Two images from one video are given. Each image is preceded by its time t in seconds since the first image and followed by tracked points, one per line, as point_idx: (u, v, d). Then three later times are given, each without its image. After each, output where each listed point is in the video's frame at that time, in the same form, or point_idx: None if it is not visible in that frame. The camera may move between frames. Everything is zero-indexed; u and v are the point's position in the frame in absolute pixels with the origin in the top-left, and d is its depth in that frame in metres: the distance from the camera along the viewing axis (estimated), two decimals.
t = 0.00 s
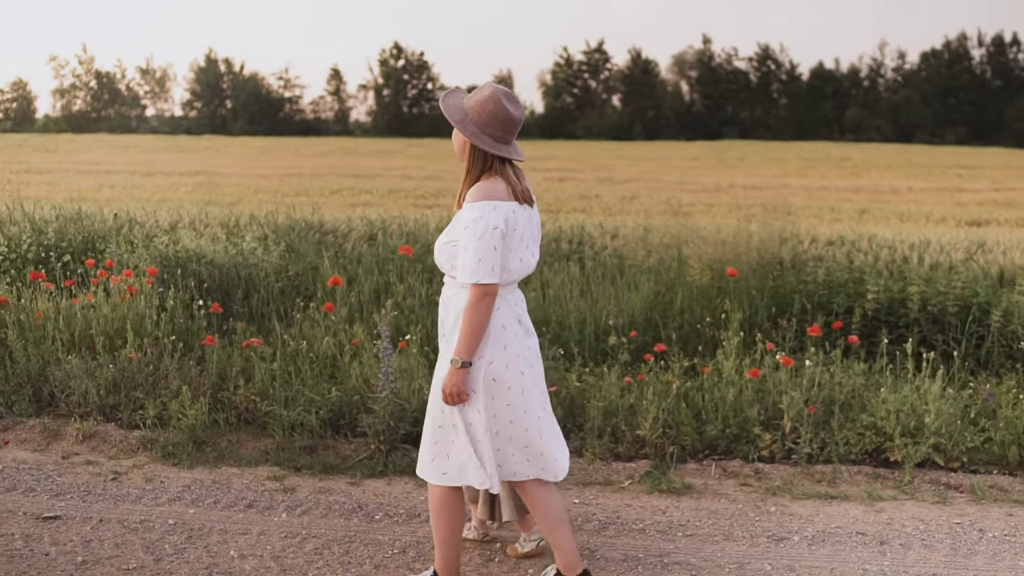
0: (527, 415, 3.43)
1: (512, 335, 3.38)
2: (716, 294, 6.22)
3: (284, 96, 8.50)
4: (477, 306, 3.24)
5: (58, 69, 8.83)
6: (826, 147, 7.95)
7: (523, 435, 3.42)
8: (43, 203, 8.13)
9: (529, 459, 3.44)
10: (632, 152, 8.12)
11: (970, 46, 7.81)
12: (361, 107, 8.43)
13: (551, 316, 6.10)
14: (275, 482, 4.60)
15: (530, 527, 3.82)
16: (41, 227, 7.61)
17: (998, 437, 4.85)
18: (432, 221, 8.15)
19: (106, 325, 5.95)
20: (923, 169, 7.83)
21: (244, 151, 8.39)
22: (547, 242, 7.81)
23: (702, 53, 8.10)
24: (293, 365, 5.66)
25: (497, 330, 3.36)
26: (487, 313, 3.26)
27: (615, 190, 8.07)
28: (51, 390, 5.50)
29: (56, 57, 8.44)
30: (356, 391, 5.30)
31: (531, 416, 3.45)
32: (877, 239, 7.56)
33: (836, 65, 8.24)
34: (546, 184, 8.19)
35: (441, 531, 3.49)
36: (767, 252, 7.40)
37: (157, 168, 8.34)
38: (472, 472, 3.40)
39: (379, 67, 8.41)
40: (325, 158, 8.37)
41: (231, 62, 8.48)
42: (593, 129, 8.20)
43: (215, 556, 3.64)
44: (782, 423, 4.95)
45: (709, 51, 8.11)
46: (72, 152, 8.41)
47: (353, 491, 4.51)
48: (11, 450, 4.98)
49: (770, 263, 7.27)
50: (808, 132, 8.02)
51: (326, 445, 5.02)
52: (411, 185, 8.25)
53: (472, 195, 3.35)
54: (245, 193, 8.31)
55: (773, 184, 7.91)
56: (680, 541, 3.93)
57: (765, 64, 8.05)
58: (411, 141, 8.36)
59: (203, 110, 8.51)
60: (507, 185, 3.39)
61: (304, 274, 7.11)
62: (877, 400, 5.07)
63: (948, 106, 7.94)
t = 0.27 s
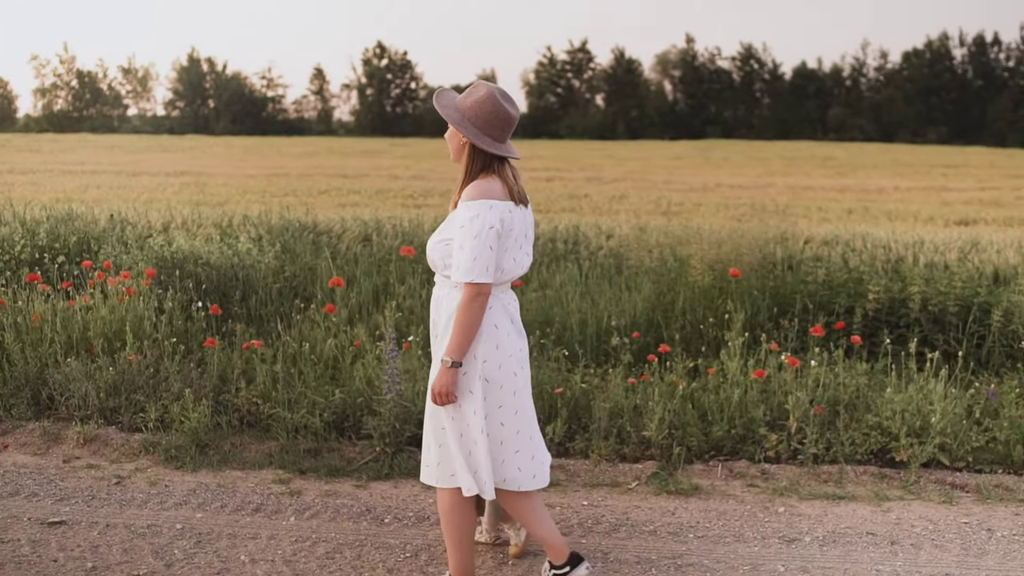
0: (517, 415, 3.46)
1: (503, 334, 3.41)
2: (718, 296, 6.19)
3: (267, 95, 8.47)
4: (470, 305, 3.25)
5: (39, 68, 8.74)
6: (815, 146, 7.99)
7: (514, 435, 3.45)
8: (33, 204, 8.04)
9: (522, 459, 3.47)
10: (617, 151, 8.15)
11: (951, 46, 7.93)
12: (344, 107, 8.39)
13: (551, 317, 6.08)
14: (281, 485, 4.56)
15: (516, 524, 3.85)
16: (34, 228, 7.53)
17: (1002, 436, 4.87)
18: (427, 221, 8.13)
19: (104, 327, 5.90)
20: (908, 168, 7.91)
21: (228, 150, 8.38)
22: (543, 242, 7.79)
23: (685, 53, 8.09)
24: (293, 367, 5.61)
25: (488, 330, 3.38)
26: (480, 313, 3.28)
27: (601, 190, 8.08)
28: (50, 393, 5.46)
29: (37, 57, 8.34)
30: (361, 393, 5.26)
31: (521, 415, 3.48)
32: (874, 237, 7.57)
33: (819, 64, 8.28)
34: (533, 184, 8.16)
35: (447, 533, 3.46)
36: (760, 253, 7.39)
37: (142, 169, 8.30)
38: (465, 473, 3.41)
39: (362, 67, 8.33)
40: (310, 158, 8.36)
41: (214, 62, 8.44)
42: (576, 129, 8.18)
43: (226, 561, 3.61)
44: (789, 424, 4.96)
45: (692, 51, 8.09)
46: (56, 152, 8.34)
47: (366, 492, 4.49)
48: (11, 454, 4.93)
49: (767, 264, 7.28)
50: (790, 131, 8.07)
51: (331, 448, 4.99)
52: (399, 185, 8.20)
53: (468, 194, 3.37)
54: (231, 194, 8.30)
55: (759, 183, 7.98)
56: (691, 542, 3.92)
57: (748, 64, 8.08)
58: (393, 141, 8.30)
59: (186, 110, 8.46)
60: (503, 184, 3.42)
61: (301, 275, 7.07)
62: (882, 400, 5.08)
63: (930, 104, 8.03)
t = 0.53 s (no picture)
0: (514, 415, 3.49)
1: (501, 334, 3.42)
2: (728, 294, 6.22)
3: (248, 95, 8.26)
4: (461, 303, 3.25)
5: (20, 65, 8.60)
6: (804, 146, 7.82)
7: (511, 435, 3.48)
8: (23, 205, 7.94)
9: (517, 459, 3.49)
10: (601, 151, 7.95)
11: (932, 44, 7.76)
12: (325, 106, 8.18)
13: (553, 319, 6.06)
14: (289, 488, 4.53)
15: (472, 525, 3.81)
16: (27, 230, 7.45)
17: (1008, 434, 4.89)
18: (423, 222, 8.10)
19: (104, 329, 5.84)
20: (891, 169, 7.73)
21: (212, 149, 8.17)
22: (539, 242, 7.73)
23: (667, 52, 7.93)
24: (295, 369, 5.55)
25: (488, 329, 3.38)
26: (469, 310, 3.27)
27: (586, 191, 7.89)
28: (51, 396, 5.40)
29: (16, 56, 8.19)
30: (368, 396, 5.22)
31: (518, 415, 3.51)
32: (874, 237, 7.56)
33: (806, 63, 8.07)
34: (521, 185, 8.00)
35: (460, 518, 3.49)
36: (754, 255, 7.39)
37: (125, 168, 8.10)
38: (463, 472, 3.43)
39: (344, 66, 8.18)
40: (295, 157, 8.16)
41: (195, 61, 8.26)
42: (558, 128, 8.01)
43: (240, 566, 3.58)
44: (796, 425, 4.96)
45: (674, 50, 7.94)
46: (37, 152, 8.16)
47: (383, 494, 4.47)
48: (13, 459, 4.87)
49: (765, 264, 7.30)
50: (773, 131, 7.86)
51: (338, 451, 4.95)
52: (386, 185, 8.02)
53: (463, 192, 3.35)
54: (221, 194, 8.09)
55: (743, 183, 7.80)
56: (706, 544, 3.91)
57: (731, 63, 7.90)
58: (366, 141, 8.15)
59: (166, 110, 8.26)
60: (499, 181, 3.39)
61: (299, 275, 7.02)
62: (889, 399, 5.08)
63: (911, 104, 7.84)
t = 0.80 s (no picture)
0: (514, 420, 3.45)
1: (503, 337, 3.40)
2: (734, 293, 6.21)
3: (233, 94, 8.17)
4: (455, 303, 3.25)
5: (1, 65, 8.54)
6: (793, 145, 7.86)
7: (509, 440, 3.44)
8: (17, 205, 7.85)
9: (516, 466, 3.45)
10: (587, 151, 7.94)
11: (915, 44, 7.79)
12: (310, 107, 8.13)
13: (555, 319, 6.03)
14: (298, 491, 4.50)
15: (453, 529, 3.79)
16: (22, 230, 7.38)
17: (1015, 433, 4.90)
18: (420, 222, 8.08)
19: (104, 330, 5.78)
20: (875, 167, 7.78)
21: (197, 149, 8.11)
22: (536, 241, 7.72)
23: (650, 51, 7.91)
24: (297, 371, 5.52)
25: (489, 330, 3.37)
26: (464, 310, 3.27)
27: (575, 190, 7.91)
28: (52, 398, 5.35)
29: None
30: (375, 396, 5.20)
31: (518, 421, 3.47)
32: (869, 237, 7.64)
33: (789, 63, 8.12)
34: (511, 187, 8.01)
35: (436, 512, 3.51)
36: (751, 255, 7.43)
37: (111, 168, 8.02)
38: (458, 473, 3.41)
39: (328, 66, 8.12)
40: (283, 157, 8.12)
41: (180, 60, 8.17)
42: (542, 128, 7.98)
43: (254, 570, 3.55)
44: (803, 425, 4.96)
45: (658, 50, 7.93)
46: (20, 152, 8.10)
47: (394, 496, 4.45)
48: (15, 463, 4.83)
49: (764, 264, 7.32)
50: (756, 130, 7.88)
51: (344, 453, 4.92)
52: (376, 185, 8.01)
53: (462, 192, 3.34)
54: (208, 195, 8.02)
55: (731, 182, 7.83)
56: (721, 544, 3.91)
57: (714, 63, 7.91)
58: (345, 139, 8.14)
59: (150, 109, 8.17)
60: (499, 180, 3.39)
61: (298, 276, 6.97)
62: (896, 397, 5.12)
63: (894, 103, 7.87)
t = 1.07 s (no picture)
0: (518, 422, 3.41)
1: (507, 338, 3.37)
2: (739, 293, 6.20)
3: (217, 94, 8.12)
4: (456, 304, 3.23)
5: None
6: (780, 145, 7.85)
7: (513, 442, 3.40)
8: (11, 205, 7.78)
9: (519, 467, 3.41)
10: (573, 150, 7.93)
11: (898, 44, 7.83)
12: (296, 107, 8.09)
13: (559, 320, 6.01)
14: (308, 492, 4.47)
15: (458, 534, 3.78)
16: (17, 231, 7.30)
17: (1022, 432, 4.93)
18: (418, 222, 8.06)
19: (106, 332, 5.74)
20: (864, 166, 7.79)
21: (183, 150, 8.02)
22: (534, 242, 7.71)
23: (635, 51, 7.95)
24: (302, 373, 5.49)
25: (493, 331, 3.36)
26: (467, 314, 3.25)
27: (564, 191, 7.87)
28: (56, 401, 5.30)
29: None
30: (384, 398, 5.18)
31: (522, 422, 3.43)
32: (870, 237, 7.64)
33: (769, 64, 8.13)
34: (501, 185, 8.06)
35: (418, 513, 3.54)
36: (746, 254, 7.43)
37: (98, 168, 7.93)
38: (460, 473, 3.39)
39: (314, 66, 8.08)
40: (267, 156, 8.05)
41: (163, 59, 8.10)
42: (528, 128, 7.98)
43: (271, 573, 3.53)
44: (812, 424, 4.97)
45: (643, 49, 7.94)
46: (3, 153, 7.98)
47: (405, 497, 4.42)
48: (20, 466, 4.78)
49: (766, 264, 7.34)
50: (741, 129, 7.90)
51: (353, 454, 4.89)
52: (367, 185, 7.98)
53: (468, 195, 3.33)
54: (198, 195, 7.93)
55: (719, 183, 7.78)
56: (736, 544, 3.91)
57: (698, 63, 7.93)
58: (323, 139, 8.07)
59: (133, 109, 8.10)
60: (504, 183, 3.39)
61: (299, 276, 6.94)
62: (904, 396, 5.14)
63: (877, 104, 7.90)
